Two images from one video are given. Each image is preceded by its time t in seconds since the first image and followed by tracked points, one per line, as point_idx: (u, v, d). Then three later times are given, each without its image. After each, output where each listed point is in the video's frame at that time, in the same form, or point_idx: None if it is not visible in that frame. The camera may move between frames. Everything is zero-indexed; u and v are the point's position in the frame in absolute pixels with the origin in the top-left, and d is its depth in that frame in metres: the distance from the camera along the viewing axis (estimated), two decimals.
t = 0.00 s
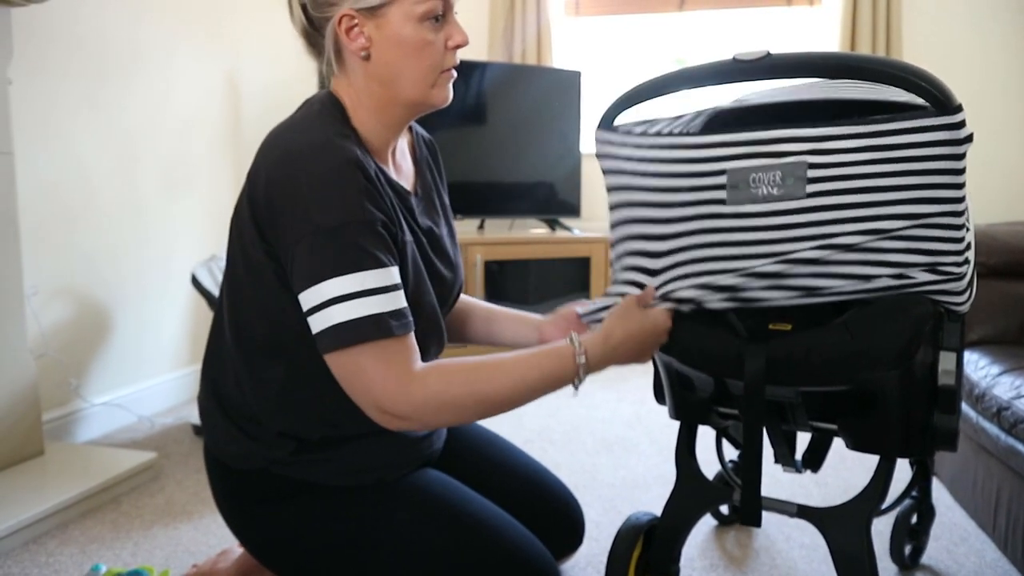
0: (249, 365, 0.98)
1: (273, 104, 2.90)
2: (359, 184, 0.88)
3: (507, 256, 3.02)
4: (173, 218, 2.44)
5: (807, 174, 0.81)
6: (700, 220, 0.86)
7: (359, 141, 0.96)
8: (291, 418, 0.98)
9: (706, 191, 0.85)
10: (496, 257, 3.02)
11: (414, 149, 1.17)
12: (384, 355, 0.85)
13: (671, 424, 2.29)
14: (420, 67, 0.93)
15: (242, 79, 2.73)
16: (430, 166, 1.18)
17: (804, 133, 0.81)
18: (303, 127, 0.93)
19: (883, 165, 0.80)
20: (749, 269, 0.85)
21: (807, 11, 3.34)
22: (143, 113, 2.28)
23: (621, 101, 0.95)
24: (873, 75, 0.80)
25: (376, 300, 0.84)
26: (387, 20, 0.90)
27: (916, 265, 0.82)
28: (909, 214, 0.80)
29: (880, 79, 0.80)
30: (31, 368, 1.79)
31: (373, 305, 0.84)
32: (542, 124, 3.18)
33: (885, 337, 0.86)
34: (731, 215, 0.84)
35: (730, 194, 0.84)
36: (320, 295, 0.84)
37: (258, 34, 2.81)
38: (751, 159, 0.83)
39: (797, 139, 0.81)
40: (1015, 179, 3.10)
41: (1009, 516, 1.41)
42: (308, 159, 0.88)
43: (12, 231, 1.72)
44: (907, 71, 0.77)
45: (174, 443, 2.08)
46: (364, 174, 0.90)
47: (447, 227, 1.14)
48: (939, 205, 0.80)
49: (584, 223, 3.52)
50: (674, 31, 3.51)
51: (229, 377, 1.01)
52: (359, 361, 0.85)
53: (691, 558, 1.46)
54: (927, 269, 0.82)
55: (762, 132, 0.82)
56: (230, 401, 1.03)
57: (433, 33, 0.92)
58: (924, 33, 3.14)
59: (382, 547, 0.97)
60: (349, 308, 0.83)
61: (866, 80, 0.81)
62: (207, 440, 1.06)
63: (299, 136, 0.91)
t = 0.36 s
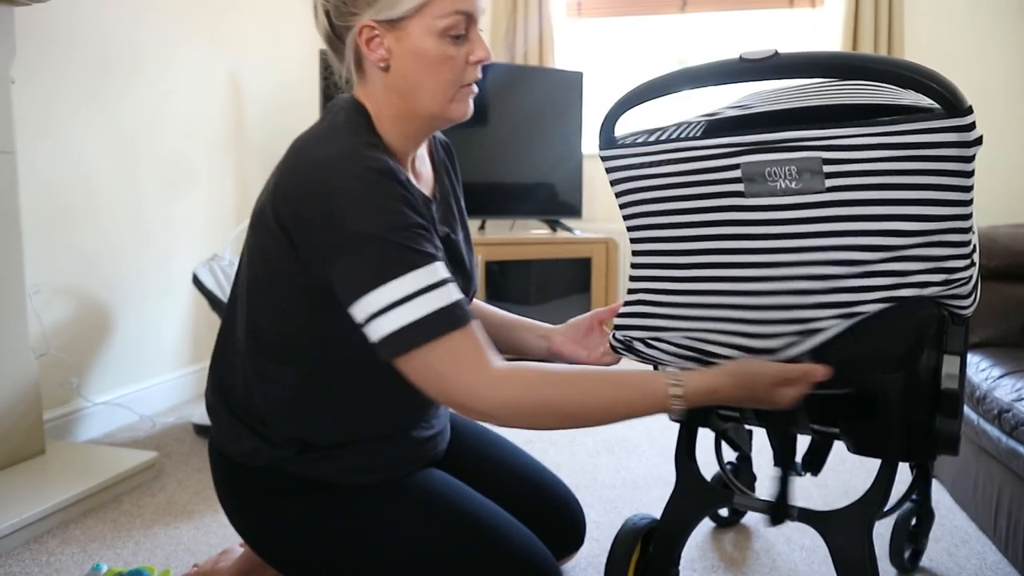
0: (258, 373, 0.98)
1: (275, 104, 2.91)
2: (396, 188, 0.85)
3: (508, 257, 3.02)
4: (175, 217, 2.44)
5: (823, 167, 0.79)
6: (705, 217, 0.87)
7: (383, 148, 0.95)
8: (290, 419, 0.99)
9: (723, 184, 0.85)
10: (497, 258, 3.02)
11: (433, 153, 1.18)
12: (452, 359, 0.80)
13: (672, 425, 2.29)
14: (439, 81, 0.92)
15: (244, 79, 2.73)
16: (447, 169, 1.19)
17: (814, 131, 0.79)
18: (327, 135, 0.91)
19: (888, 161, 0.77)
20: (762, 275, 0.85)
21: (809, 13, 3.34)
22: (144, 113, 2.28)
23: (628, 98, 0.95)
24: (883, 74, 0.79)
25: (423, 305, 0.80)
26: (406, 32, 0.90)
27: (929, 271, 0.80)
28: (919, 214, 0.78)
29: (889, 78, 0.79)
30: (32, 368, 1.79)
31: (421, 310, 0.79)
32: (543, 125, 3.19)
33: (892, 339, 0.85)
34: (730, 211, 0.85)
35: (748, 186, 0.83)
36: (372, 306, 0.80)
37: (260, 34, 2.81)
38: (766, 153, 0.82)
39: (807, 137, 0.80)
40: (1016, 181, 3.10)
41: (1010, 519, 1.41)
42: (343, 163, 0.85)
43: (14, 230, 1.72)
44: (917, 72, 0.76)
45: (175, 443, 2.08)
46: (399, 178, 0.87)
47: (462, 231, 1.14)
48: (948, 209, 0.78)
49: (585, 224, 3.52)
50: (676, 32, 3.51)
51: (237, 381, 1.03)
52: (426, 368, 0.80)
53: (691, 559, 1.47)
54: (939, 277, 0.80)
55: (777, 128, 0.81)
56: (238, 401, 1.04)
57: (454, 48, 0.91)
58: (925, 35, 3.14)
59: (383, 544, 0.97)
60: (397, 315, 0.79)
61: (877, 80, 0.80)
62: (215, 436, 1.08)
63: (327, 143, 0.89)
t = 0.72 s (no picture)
0: (303, 369, 0.96)
1: (276, 104, 2.91)
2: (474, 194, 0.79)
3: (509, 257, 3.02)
4: (176, 216, 2.44)
5: (828, 170, 0.76)
6: (701, 233, 0.87)
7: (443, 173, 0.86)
8: (307, 417, 0.96)
9: (727, 187, 0.83)
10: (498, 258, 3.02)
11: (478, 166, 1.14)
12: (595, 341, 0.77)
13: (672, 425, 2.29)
14: (501, 109, 0.83)
15: (246, 79, 2.74)
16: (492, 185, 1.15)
17: (819, 132, 0.76)
18: (384, 143, 0.86)
19: (889, 165, 0.74)
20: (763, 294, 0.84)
21: (810, 14, 3.35)
22: (145, 112, 2.28)
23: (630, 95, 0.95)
24: (894, 72, 0.77)
25: (526, 302, 0.76)
26: (468, 59, 0.81)
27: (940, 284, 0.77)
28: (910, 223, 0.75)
29: (900, 77, 0.77)
30: (32, 366, 1.78)
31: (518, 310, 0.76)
32: (544, 125, 3.19)
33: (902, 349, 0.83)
34: (726, 219, 0.84)
35: (751, 190, 0.81)
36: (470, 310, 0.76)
37: (262, 33, 2.81)
38: (770, 156, 0.79)
39: (811, 138, 0.77)
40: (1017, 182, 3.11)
41: (1010, 521, 1.41)
42: (417, 169, 0.80)
43: (16, 229, 1.72)
44: (928, 73, 0.74)
45: (175, 442, 2.09)
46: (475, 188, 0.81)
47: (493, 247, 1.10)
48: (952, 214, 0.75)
49: (586, 224, 3.52)
50: (677, 33, 3.52)
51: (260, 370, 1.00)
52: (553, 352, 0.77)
53: (691, 560, 1.47)
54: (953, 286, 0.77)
55: (781, 128, 0.79)
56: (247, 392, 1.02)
57: (519, 75, 0.81)
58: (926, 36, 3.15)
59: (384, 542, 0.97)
60: (500, 321, 0.76)
61: (885, 79, 0.79)
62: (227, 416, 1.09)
63: (390, 149, 0.84)
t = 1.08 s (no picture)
0: (308, 376, 0.95)
1: (277, 102, 2.91)
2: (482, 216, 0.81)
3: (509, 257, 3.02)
4: (177, 214, 2.44)
5: (826, 183, 0.77)
6: (697, 241, 0.87)
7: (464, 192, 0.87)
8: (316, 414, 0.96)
9: (726, 193, 0.83)
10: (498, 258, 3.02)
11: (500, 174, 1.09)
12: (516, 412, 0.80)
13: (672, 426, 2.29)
14: (533, 127, 0.83)
15: (246, 77, 2.73)
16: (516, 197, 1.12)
17: (821, 140, 0.76)
18: (399, 155, 0.87)
19: (891, 173, 0.74)
20: (760, 302, 0.84)
21: (812, 14, 3.35)
22: (146, 111, 2.28)
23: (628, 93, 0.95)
24: (896, 71, 0.78)
25: (493, 350, 0.78)
26: (507, 78, 0.81)
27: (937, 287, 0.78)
28: (913, 229, 0.75)
29: (903, 76, 0.77)
30: (32, 364, 1.78)
31: (490, 354, 0.78)
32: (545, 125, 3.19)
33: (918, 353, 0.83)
34: (722, 224, 0.85)
35: (748, 200, 0.82)
36: (441, 345, 0.79)
37: (263, 32, 2.81)
38: (768, 165, 0.80)
39: (811, 148, 0.76)
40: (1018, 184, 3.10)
41: (1010, 523, 1.41)
42: (431, 185, 0.81)
43: (16, 226, 1.72)
44: (932, 73, 0.74)
45: (175, 440, 2.09)
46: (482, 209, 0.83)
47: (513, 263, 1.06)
48: (948, 226, 0.75)
49: (586, 224, 3.52)
50: (679, 33, 3.51)
51: (265, 370, 0.99)
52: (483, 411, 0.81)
53: (690, 561, 1.47)
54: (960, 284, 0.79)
55: (783, 135, 0.78)
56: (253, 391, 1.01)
57: (553, 95, 0.82)
58: (927, 36, 3.15)
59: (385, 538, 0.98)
60: (469, 359, 0.78)
61: (886, 77, 0.79)
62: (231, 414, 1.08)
63: (406, 161, 0.85)
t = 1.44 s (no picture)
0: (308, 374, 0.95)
1: (277, 102, 2.91)
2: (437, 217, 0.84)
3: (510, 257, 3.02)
4: (176, 214, 2.44)
5: (829, 183, 0.76)
6: (705, 239, 0.87)
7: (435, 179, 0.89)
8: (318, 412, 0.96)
9: (727, 193, 0.83)
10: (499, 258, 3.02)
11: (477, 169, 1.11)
12: (422, 407, 0.81)
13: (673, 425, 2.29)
14: (524, 104, 0.88)
15: (246, 77, 2.73)
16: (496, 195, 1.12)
17: (823, 140, 0.76)
18: (378, 148, 0.88)
19: (892, 173, 0.74)
20: (769, 299, 0.84)
21: (812, 14, 3.34)
22: (147, 111, 2.28)
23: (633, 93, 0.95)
24: (899, 71, 0.77)
25: (429, 346, 0.80)
26: (506, 52, 0.84)
27: (944, 285, 0.78)
28: (912, 228, 0.75)
29: (905, 77, 0.77)
30: (32, 364, 1.78)
31: (431, 350, 0.81)
32: (545, 125, 3.18)
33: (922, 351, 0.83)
34: (727, 223, 0.84)
35: (751, 199, 0.82)
36: (375, 330, 0.80)
37: (264, 32, 2.81)
38: (771, 165, 0.79)
39: (814, 148, 0.76)
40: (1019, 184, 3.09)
41: (1011, 522, 1.41)
42: (392, 181, 0.83)
43: (16, 226, 1.72)
44: (932, 73, 0.74)
45: (175, 440, 2.09)
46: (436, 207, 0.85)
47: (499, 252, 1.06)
48: (939, 226, 0.75)
49: (586, 224, 3.52)
50: (679, 33, 3.51)
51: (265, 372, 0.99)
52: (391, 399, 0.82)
53: (692, 560, 1.47)
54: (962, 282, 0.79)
55: (785, 136, 0.78)
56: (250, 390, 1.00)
57: (542, 72, 0.87)
58: (928, 36, 3.14)
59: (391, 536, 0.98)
60: (402, 351, 0.80)
61: (889, 76, 0.79)
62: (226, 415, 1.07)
63: (380, 155, 0.86)
